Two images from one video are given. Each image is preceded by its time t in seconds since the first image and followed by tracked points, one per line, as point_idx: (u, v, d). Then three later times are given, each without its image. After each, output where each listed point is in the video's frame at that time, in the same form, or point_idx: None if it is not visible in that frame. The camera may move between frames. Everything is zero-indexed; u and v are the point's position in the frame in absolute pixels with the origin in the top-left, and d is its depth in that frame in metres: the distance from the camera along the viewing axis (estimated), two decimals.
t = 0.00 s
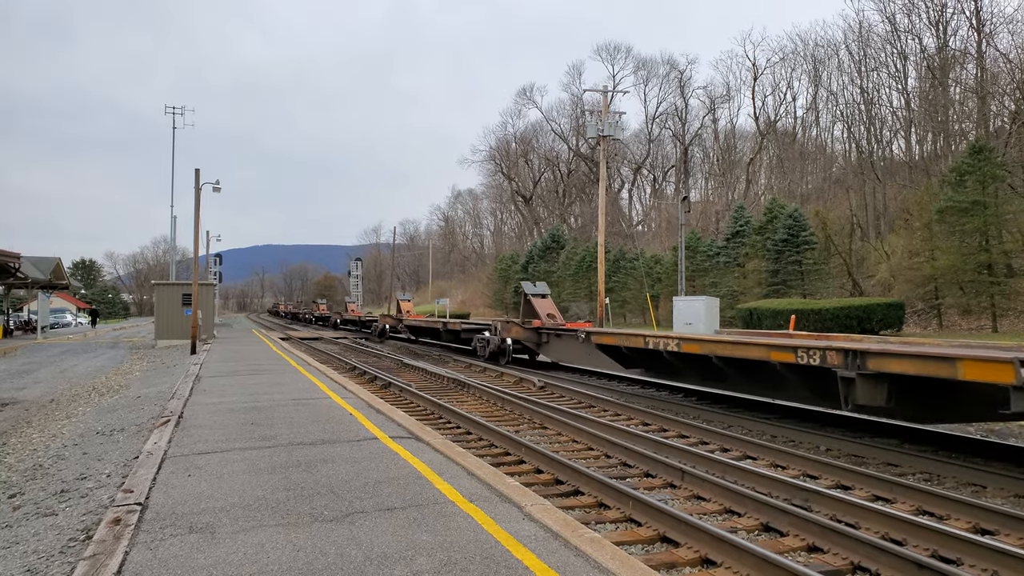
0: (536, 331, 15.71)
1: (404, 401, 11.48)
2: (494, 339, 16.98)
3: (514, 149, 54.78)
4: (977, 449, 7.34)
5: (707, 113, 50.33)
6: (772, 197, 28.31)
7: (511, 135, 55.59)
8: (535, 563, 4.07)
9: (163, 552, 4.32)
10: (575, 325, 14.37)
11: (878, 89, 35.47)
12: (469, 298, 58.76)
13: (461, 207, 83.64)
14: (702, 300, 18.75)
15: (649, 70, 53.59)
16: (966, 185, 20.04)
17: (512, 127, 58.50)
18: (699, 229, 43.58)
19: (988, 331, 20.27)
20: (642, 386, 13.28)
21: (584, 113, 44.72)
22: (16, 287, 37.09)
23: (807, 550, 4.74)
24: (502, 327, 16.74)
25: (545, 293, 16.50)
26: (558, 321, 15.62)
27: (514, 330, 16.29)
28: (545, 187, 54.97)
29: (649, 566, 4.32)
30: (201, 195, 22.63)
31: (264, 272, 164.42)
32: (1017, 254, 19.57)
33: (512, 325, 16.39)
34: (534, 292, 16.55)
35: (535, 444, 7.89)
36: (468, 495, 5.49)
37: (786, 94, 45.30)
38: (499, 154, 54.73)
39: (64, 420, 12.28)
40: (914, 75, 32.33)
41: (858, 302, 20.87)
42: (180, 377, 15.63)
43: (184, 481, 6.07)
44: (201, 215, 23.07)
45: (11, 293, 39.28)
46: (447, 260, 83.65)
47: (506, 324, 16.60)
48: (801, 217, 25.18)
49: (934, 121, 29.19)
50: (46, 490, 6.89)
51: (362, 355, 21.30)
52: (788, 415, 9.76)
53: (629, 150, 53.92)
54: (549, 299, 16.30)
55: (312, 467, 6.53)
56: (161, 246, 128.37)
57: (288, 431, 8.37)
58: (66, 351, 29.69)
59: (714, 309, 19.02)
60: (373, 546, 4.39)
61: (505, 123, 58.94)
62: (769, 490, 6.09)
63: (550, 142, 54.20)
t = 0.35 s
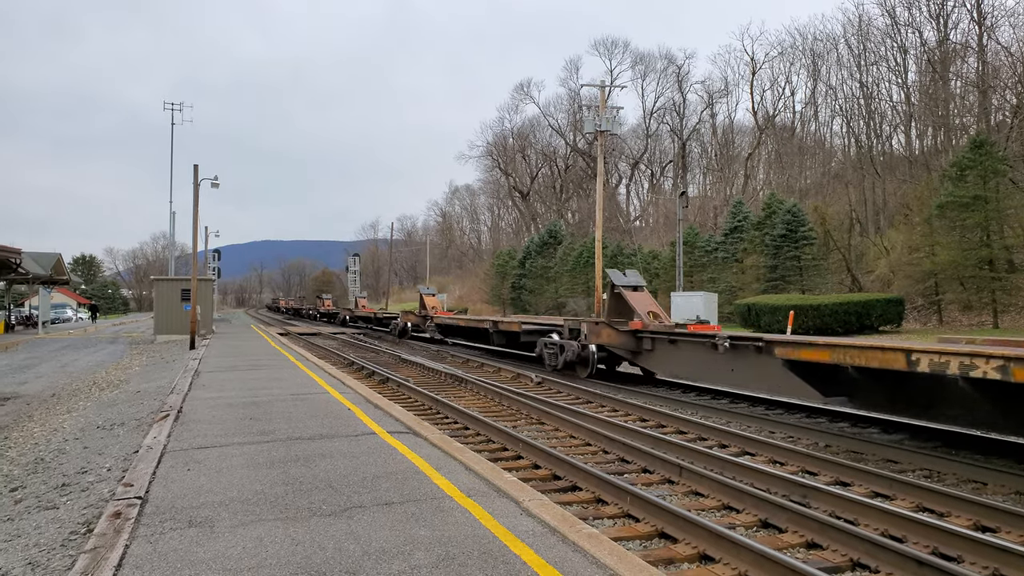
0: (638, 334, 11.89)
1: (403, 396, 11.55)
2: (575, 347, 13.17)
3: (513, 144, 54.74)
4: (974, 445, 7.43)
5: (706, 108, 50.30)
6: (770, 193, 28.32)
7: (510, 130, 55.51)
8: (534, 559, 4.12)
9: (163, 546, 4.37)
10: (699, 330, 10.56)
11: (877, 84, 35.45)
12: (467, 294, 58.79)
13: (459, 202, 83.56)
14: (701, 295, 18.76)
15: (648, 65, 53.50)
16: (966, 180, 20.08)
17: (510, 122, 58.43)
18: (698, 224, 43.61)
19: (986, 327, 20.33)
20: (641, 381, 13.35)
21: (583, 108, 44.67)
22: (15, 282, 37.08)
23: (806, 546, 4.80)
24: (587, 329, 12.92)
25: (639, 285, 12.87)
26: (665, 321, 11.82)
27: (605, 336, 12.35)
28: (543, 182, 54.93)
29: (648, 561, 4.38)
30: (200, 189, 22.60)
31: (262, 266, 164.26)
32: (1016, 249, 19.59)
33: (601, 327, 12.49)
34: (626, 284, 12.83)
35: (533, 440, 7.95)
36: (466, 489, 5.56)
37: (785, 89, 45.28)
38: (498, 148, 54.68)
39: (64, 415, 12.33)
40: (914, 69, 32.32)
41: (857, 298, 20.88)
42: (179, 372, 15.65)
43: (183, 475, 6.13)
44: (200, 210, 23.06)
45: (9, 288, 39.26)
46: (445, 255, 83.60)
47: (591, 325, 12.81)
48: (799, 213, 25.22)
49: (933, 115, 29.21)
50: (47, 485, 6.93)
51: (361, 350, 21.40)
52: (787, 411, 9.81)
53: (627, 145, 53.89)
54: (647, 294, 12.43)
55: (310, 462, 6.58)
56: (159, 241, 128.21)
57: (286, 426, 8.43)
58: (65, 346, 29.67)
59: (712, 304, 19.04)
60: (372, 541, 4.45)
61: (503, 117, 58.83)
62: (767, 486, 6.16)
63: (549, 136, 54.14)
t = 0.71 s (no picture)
0: (851, 350, 7.98)
1: (408, 394, 11.57)
2: (739, 363, 8.89)
3: (518, 142, 54.74)
4: (982, 445, 7.39)
5: (712, 106, 50.14)
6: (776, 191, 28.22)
7: (515, 129, 55.48)
8: (540, 557, 4.11)
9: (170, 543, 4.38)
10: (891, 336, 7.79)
11: (884, 82, 35.24)
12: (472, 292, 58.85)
13: (465, 200, 83.51)
14: (706, 294, 18.71)
15: (654, 63, 53.36)
16: (973, 179, 19.96)
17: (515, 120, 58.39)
18: (704, 223, 43.53)
19: (994, 326, 20.21)
20: (646, 380, 13.30)
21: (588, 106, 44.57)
22: (23, 280, 37.31)
23: (812, 545, 4.79)
24: (771, 337, 8.53)
25: (833, 272, 8.72)
26: (898, 330, 7.86)
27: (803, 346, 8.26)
28: (549, 180, 54.88)
29: (654, 560, 4.37)
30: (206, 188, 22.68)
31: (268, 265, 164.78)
32: None
33: (793, 336, 8.32)
34: (813, 270, 8.72)
35: (538, 438, 7.94)
36: (471, 487, 5.56)
37: (791, 87, 45.09)
38: (503, 147, 54.66)
39: (72, 412, 12.40)
40: (921, 67, 32.10)
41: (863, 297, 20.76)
42: (186, 370, 15.71)
43: (190, 473, 6.15)
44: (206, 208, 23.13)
45: (17, 286, 39.51)
46: (450, 254, 83.69)
47: (778, 333, 8.43)
48: (805, 212, 25.14)
49: (941, 113, 29.02)
50: (55, 481, 6.98)
51: (367, 348, 21.47)
52: (794, 410, 9.77)
53: (633, 143, 53.77)
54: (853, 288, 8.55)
55: (316, 459, 6.60)
56: (166, 239, 128.74)
57: (292, 423, 8.46)
58: (72, 343, 29.86)
59: (718, 303, 18.99)
60: (377, 538, 4.46)
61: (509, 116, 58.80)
62: (773, 486, 6.14)
63: (554, 135, 54.07)
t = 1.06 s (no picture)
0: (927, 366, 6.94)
1: (412, 392, 11.57)
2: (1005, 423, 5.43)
3: (520, 140, 54.64)
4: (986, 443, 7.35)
5: (714, 102, 49.99)
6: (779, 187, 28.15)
7: (517, 126, 55.40)
8: (543, 555, 4.11)
9: (174, 542, 4.39)
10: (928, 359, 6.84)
11: (887, 77, 35.11)
12: (475, 289, 58.89)
13: (467, 198, 83.50)
14: (709, 290, 18.65)
15: (656, 60, 53.22)
16: (977, 174, 19.91)
17: (518, 118, 58.31)
18: (706, 219, 43.49)
19: (998, 322, 20.15)
20: (648, 377, 13.31)
21: (590, 103, 44.50)
22: (27, 279, 37.44)
23: (816, 542, 4.78)
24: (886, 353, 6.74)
25: None
26: None
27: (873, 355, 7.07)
28: (551, 177, 54.81)
29: (657, 557, 4.36)
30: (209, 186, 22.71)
31: (271, 263, 165.00)
32: None
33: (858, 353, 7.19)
34: None
35: (541, 436, 7.94)
36: (475, 485, 5.56)
37: (794, 83, 44.94)
38: (505, 145, 54.63)
39: (76, 410, 12.44)
40: (924, 63, 31.98)
41: (866, 293, 20.71)
42: (189, 368, 15.73)
43: (193, 471, 6.16)
44: (208, 206, 23.13)
45: (21, 285, 39.63)
46: (452, 252, 83.78)
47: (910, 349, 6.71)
48: (808, 208, 25.08)
49: (944, 109, 28.91)
50: (59, 480, 6.99)
51: (369, 346, 21.52)
52: (796, 407, 9.73)
53: (635, 140, 53.69)
54: None
55: (320, 457, 6.61)
56: (169, 238, 129.01)
57: (295, 421, 8.47)
58: (75, 342, 29.92)
59: (720, 300, 18.95)
60: (382, 536, 4.46)
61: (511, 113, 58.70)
62: (776, 482, 6.13)
63: (556, 132, 53.99)
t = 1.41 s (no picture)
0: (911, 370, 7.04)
1: (417, 391, 11.57)
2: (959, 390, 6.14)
3: (525, 139, 54.57)
4: (993, 440, 7.31)
5: (719, 101, 49.84)
6: (784, 186, 28.03)
7: (522, 125, 55.37)
8: (548, 554, 4.10)
9: (181, 541, 4.40)
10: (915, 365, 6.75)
11: (893, 75, 34.94)
12: (480, 289, 58.90)
13: (472, 197, 83.53)
14: (715, 290, 18.57)
15: (661, 58, 53.11)
16: (984, 172, 19.81)
17: (522, 117, 58.29)
18: (711, 218, 43.38)
19: (1005, 321, 20.00)
20: (654, 376, 13.26)
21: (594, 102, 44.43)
22: (35, 279, 37.66)
23: (822, 541, 4.76)
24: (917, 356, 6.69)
25: None
26: None
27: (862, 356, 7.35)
28: (555, 176, 54.76)
29: (663, 556, 4.35)
30: (214, 187, 22.79)
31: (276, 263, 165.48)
32: None
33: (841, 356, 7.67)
34: None
35: (547, 435, 7.93)
36: (480, 484, 5.56)
37: (799, 82, 44.77)
38: (509, 144, 54.63)
39: (83, 410, 12.50)
40: (930, 60, 31.82)
41: (872, 291, 20.59)
42: (195, 368, 15.77)
43: (199, 471, 6.17)
44: (214, 206, 23.19)
45: (29, 285, 39.83)
46: (457, 251, 83.86)
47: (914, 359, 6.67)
48: (814, 206, 24.99)
49: (950, 107, 28.73)
50: (66, 480, 7.03)
51: (374, 345, 21.55)
52: (803, 406, 9.68)
53: (640, 139, 53.61)
54: None
55: (325, 457, 6.61)
56: (175, 238, 129.50)
57: (301, 421, 8.48)
58: (82, 342, 30.04)
59: (726, 299, 18.88)
60: (387, 535, 4.46)
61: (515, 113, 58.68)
62: (783, 481, 6.10)
63: (560, 131, 53.93)
